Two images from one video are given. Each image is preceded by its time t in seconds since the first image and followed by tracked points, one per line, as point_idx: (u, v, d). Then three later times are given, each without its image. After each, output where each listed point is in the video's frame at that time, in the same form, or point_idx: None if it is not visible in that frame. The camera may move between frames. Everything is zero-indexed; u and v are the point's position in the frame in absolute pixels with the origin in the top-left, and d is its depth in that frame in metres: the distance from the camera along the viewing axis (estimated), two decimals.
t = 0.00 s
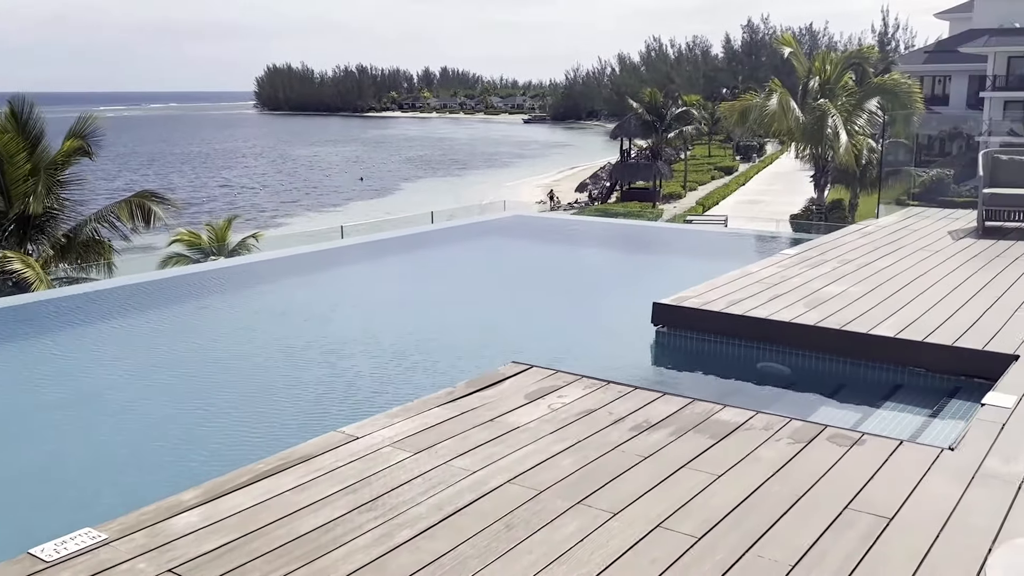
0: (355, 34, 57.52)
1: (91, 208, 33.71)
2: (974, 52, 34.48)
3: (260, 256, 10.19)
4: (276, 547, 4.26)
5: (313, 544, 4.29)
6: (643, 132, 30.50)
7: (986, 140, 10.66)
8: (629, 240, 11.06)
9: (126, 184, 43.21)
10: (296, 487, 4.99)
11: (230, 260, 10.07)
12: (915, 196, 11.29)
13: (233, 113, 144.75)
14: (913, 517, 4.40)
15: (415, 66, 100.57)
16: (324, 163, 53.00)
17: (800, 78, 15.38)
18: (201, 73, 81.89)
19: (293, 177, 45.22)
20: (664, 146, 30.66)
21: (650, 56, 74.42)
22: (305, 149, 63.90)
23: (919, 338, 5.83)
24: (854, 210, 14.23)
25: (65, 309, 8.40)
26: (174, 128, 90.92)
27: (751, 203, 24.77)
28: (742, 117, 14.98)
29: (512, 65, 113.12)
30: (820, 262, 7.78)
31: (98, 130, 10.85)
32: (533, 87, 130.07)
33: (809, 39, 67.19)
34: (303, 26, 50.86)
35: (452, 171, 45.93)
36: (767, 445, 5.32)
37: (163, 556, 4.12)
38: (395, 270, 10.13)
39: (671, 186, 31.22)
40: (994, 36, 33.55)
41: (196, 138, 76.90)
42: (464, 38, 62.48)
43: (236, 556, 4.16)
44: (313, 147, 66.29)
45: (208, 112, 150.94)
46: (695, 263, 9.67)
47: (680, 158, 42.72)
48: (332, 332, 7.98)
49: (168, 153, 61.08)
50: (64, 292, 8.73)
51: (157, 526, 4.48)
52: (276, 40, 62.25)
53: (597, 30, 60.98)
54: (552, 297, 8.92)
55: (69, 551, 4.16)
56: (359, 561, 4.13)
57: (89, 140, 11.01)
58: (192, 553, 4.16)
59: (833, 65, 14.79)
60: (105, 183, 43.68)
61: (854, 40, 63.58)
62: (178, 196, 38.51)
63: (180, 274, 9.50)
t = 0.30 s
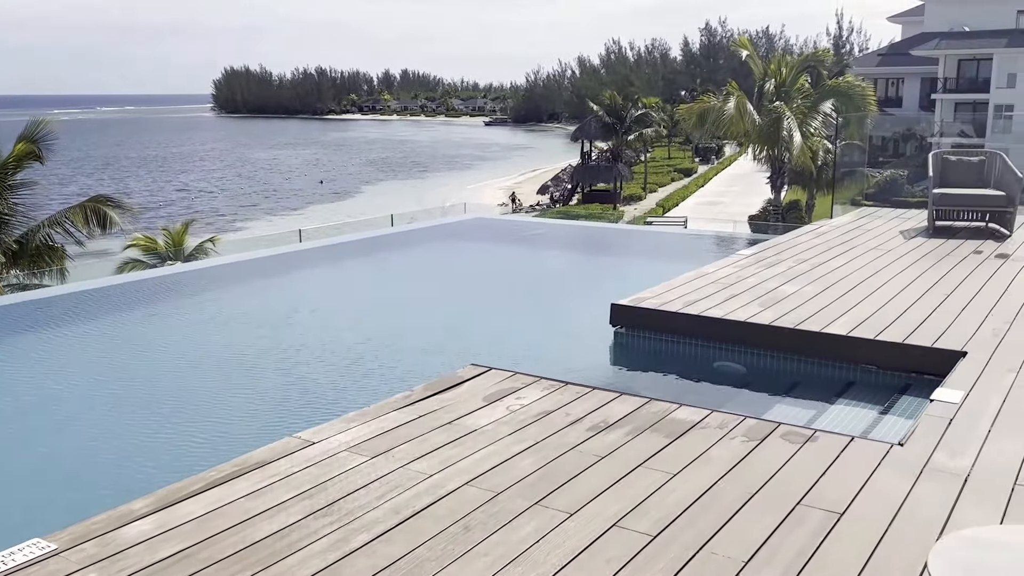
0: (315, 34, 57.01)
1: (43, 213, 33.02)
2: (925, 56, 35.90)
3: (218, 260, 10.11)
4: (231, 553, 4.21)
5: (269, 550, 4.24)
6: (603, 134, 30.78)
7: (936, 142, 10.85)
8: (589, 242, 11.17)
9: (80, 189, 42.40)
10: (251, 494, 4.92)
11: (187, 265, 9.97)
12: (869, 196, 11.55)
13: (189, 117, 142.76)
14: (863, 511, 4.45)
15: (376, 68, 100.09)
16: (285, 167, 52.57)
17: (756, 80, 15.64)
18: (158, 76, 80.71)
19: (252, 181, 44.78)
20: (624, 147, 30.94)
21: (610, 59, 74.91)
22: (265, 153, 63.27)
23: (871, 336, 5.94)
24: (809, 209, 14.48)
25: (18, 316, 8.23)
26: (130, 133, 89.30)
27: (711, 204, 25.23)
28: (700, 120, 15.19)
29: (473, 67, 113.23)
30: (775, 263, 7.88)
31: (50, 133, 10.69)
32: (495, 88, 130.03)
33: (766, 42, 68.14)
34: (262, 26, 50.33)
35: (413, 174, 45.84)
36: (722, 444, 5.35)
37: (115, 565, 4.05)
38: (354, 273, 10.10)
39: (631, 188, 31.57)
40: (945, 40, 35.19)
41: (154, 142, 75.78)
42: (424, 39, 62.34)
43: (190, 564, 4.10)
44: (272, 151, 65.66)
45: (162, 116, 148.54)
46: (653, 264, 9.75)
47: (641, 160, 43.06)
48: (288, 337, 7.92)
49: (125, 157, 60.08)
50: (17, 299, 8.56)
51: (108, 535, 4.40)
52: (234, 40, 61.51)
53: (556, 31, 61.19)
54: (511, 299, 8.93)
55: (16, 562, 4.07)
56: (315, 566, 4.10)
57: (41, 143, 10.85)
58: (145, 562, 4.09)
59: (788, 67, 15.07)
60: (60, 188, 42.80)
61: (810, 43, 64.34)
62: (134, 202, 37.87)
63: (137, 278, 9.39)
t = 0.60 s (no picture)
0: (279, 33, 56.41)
1: None
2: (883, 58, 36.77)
3: (181, 263, 10.05)
4: (186, 559, 4.16)
5: (224, 556, 4.19)
6: (568, 136, 30.82)
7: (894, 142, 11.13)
8: (552, 243, 11.21)
9: (37, 193, 41.56)
10: (207, 498, 4.85)
11: (148, 269, 9.90)
12: (830, 197, 11.73)
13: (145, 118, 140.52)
14: (818, 506, 4.48)
15: (340, 69, 99.47)
16: (248, 170, 52.03)
17: (717, 84, 15.77)
18: (118, 78, 79.42)
19: (213, 185, 44.28)
20: (589, 149, 31.12)
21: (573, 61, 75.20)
22: (228, 156, 62.61)
23: (825, 335, 6.01)
24: (770, 210, 14.63)
25: None
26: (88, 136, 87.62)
27: (676, 206, 25.39)
28: (664, 122, 15.31)
29: (437, 70, 113.14)
30: (733, 262, 7.96)
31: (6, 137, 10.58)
32: (460, 90, 129.87)
33: (728, 44, 68.74)
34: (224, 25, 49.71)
35: (377, 177, 45.65)
36: (680, 442, 5.38)
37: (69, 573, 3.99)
38: (318, 276, 10.06)
39: (596, 190, 31.83)
40: (902, 41, 36.37)
41: (113, 145, 74.56)
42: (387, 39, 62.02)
43: (144, 570, 4.05)
44: (234, 154, 65.00)
45: (117, 118, 146.22)
46: (615, 264, 9.83)
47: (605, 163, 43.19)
48: (245, 341, 7.84)
49: (82, 161, 59.04)
50: None
51: (59, 544, 4.34)
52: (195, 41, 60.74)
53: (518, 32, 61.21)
54: (474, 300, 8.96)
55: None
56: (271, 570, 4.06)
57: None
58: (98, 570, 4.04)
59: (749, 69, 15.27)
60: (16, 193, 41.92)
61: (769, 46, 65.11)
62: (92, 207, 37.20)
63: (97, 282, 9.28)
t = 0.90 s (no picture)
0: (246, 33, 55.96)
1: None
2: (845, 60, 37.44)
3: (145, 265, 10.00)
4: (139, 564, 4.11)
5: (177, 560, 4.14)
6: (535, 137, 30.71)
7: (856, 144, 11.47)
8: (519, 244, 11.22)
9: None
10: (162, 502, 4.79)
11: (111, 271, 9.83)
12: (795, 197, 11.87)
13: (105, 120, 138.38)
14: (772, 502, 4.51)
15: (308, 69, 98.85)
16: (214, 172, 51.56)
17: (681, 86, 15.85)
18: (81, 79, 78.25)
19: (178, 187, 43.84)
20: (556, 150, 31.29)
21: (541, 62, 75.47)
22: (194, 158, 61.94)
23: (782, 333, 6.08)
24: (735, 209, 14.56)
25: None
26: (52, 138, 86.21)
27: (641, 207, 25.41)
28: (628, 123, 15.32)
29: (405, 71, 113.06)
30: (695, 263, 8.01)
31: None
32: (427, 91, 129.90)
33: (692, 46, 69.22)
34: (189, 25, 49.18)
35: (344, 178, 45.50)
36: (637, 441, 5.41)
37: None
38: (283, 278, 10.05)
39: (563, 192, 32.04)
40: (863, 43, 37.20)
41: (75, 147, 73.38)
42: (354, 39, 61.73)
43: None
44: (200, 156, 64.37)
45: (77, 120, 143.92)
46: (577, 265, 9.93)
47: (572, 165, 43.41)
48: (201, 347, 7.73)
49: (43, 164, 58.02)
50: None
51: (10, 550, 4.28)
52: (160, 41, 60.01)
53: (485, 32, 61.29)
54: (437, 301, 8.99)
55: None
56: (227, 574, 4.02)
57: None
58: None
59: (713, 72, 15.41)
60: None
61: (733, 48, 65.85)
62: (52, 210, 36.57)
63: (58, 285, 9.18)
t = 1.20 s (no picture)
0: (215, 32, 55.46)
1: None
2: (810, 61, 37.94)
3: (108, 268, 9.95)
4: (91, 569, 4.07)
5: (130, 564, 4.10)
6: (505, 138, 30.74)
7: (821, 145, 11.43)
8: (485, 245, 11.26)
9: None
10: (115, 506, 4.73)
11: (74, 273, 9.75)
12: (761, 197, 11.99)
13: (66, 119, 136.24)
14: (727, 499, 4.52)
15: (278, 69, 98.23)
16: (180, 173, 51.10)
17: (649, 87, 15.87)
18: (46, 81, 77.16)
19: (144, 188, 43.40)
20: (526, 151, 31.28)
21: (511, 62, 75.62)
22: (162, 159, 61.32)
23: (741, 332, 6.14)
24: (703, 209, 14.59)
25: None
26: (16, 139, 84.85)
27: (609, 208, 25.49)
28: (595, 125, 15.33)
29: (375, 71, 112.85)
30: (658, 263, 8.05)
31: None
32: (397, 91, 129.75)
33: (660, 47, 69.59)
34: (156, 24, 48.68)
35: (311, 179, 45.37)
36: (596, 439, 5.43)
37: None
38: (247, 280, 10.04)
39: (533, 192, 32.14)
40: (828, 45, 37.76)
41: (38, 149, 72.35)
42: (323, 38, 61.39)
43: None
44: (168, 156, 63.76)
45: (38, 120, 141.77)
46: (541, 265, 9.99)
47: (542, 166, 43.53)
48: (159, 351, 7.68)
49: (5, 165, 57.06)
50: None
51: None
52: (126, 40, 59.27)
53: (453, 32, 61.26)
54: (399, 302, 9.01)
55: None
56: None
57: None
58: None
59: (679, 72, 15.48)
60: None
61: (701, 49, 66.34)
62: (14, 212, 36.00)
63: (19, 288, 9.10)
